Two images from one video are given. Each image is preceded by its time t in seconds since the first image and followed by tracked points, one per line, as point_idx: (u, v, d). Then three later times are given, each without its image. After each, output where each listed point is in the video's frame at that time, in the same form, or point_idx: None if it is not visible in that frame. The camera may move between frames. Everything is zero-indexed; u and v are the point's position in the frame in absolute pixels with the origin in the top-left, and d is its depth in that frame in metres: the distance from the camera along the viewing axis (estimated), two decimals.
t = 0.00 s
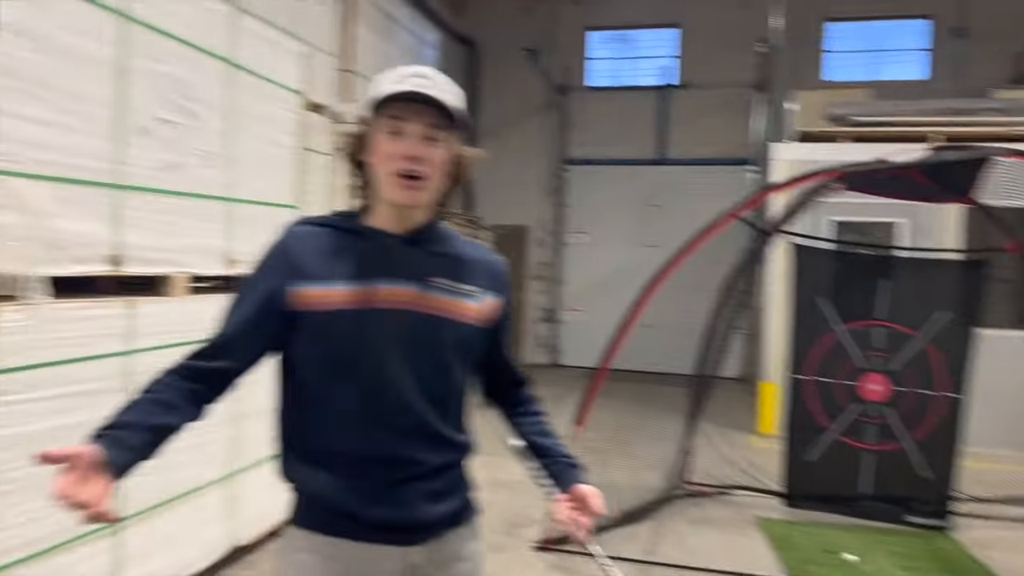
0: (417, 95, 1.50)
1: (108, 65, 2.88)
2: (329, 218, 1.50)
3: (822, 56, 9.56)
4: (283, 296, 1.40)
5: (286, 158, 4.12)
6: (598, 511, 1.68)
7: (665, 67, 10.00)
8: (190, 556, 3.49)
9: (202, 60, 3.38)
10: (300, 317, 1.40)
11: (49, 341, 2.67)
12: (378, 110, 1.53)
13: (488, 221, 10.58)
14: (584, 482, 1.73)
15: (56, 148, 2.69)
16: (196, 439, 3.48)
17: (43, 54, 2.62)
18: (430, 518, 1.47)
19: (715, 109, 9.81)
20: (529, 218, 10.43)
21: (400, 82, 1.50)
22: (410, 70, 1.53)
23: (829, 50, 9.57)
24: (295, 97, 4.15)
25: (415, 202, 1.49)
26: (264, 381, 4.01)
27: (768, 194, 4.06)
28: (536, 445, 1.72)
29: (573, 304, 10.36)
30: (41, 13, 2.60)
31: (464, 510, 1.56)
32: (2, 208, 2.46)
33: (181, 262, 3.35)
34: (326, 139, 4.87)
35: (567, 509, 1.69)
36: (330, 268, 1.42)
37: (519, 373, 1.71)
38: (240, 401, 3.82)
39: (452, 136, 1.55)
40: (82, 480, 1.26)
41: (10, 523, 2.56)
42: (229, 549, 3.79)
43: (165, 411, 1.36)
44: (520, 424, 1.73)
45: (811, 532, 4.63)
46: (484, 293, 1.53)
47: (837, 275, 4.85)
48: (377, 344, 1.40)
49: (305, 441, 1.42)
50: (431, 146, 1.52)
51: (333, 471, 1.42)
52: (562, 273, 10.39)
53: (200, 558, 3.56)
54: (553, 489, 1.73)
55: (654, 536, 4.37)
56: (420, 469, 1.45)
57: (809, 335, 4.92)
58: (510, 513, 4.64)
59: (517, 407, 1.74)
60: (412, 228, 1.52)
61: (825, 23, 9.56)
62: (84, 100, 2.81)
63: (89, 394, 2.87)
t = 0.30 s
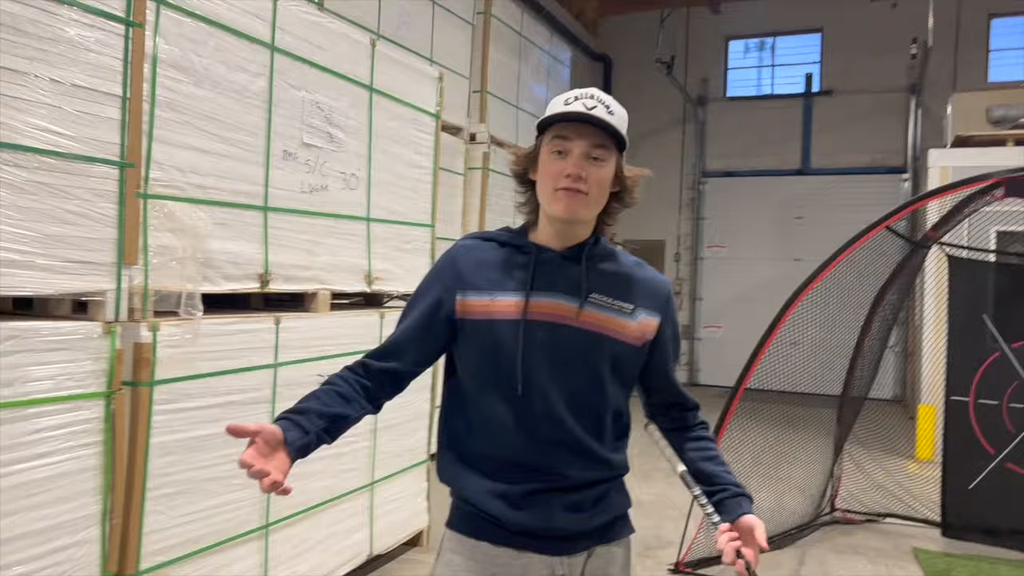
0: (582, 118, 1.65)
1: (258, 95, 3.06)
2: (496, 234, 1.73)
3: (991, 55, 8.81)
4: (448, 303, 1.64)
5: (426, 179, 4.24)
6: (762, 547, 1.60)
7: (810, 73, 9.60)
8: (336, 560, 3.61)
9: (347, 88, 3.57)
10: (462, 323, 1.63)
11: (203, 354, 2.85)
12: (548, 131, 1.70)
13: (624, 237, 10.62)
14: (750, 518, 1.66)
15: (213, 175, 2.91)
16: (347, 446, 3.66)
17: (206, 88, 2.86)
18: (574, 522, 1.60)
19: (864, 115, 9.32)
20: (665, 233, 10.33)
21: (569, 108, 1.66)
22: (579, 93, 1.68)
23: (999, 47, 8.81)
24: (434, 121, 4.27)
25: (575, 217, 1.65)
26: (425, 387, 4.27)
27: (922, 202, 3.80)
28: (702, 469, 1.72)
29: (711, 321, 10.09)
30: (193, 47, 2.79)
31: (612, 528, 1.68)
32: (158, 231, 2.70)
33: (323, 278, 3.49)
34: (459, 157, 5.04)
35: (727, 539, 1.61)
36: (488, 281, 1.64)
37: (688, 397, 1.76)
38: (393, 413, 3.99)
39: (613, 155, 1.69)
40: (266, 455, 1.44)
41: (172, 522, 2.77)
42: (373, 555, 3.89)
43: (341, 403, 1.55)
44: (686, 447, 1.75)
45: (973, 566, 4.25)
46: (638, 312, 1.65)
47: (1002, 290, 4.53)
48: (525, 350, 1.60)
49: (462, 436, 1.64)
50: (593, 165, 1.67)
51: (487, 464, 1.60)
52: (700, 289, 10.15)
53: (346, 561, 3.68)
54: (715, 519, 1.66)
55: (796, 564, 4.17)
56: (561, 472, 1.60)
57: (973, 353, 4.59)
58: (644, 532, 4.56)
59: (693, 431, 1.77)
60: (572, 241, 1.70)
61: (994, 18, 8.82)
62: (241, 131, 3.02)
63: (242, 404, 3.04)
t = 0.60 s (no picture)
0: (617, 124, 1.63)
1: (296, 111, 3.11)
2: (532, 241, 1.70)
3: None
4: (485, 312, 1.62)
5: (466, 190, 4.26)
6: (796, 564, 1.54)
7: (860, 72, 9.39)
8: (382, 570, 3.64)
9: (385, 102, 3.61)
10: (499, 332, 1.62)
11: (245, 367, 2.91)
12: (583, 138, 1.68)
13: (671, 242, 10.56)
14: (789, 533, 1.61)
15: (253, 192, 2.97)
16: (392, 457, 3.69)
17: (245, 107, 2.92)
18: (614, 532, 1.58)
19: (916, 113, 9.07)
20: (713, 238, 10.24)
21: (602, 115, 1.64)
22: (613, 100, 1.66)
23: None
24: (473, 132, 4.29)
25: (610, 226, 1.63)
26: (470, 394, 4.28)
27: (980, 197, 3.63)
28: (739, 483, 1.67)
29: (763, 327, 9.91)
30: (230, 67, 2.86)
31: (651, 538, 1.64)
32: (200, 246, 2.76)
33: (364, 291, 3.51)
34: (501, 167, 5.07)
35: (761, 554, 1.57)
36: (524, 290, 1.61)
37: (729, 406, 1.71)
38: (437, 423, 4.01)
39: (648, 162, 1.67)
40: (312, 471, 1.46)
41: (217, 532, 2.82)
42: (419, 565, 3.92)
43: (384, 415, 1.56)
44: (727, 460, 1.70)
45: None
46: (677, 319, 1.61)
47: None
48: (563, 359, 1.57)
49: (501, 444, 1.62)
50: (629, 172, 1.64)
51: (525, 474, 1.59)
52: (751, 294, 10.00)
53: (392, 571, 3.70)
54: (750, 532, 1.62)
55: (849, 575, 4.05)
56: (600, 481, 1.57)
57: None
58: (693, 541, 4.49)
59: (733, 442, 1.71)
60: (609, 250, 1.68)
61: None
62: (281, 147, 3.08)
63: (285, 416, 3.09)
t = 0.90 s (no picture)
0: (595, 141, 1.59)
1: (297, 136, 3.13)
2: (523, 262, 1.65)
3: None
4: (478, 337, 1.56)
5: (469, 212, 4.28)
6: None
7: (864, 88, 9.40)
8: None
9: (386, 125, 3.63)
10: (494, 357, 1.55)
11: (247, 391, 2.92)
12: (562, 158, 1.64)
13: (678, 260, 10.55)
14: None
15: (254, 216, 2.99)
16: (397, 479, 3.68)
17: (247, 133, 2.95)
18: (614, 555, 1.53)
19: (921, 128, 9.05)
20: (720, 256, 10.23)
21: (580, 133, 1.60)
22: (589, 117, 1.62)
23: None
24: (475, 153, 4.31)
25: (599, 244, 1.59)
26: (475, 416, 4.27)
27: (989, 209, 3.56)
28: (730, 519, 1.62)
29: (772, 344, 9.86)
30: (230, 93, 2.89)
31: (647, 559, 1.59)
32: (201, 271, 2.78)
33: (367, 313, 3.52)
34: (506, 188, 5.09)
35: None
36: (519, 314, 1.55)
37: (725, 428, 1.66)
38: (442, 445, 4.00)
39: (630, 174, 1.63)
40: (364, 561, 1.34)
41: (221, 557, 2.82)
42: None
43: (400, 465, 1.47)
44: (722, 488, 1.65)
45: None
46: (672, 338, 1.58)
47: None
48: (561, 383, 1.52)
49: (495, 472, 1.56)
50: (613, 187, 1.60)
51: (524, 500, 1.53)
52: (759, 311, 9.95)
53: None
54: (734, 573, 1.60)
55: None
56: (601, 506, 1.52)
57: None
58: (700, 561, 4.46)
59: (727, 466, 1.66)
60: (600, 269, 1.64)
61: None
62: (281, 171, 3.10)
63: (288, 439, 3.09)
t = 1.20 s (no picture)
0: (546, 139, 1.39)
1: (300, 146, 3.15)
2: (482, 271, 1.40)
3: None
4: (449, 353, 1.31)
5: (472, 221, 4.28)
6: None
7: (869, 97, 9.39)
8: None
9: (389, 135, 3.64)
10: (467, 375, 1.30)
11: (250, 401, 2.92)
12: (510, 161, 1.43)
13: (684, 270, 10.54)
14: None
15: (257, 226, 3.00)
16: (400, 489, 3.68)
17: (250, 143, 2.96)
18: None
19: (927, 136, 9.04)
20: (726, 265, 10.22)
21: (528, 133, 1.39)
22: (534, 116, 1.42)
23: None
24: (478, 163, 4.32)
25: (565, 247, 1.39)
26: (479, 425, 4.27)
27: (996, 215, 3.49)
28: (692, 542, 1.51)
29: (779, 353, 9.83)
30: (234, 104, 2.90)
31: None
32: (204, 281, 2.79)
33: (370, 323, 3.53)
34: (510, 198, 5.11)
35: None
36: (494, 321, 1.32)
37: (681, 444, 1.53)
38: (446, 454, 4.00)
39: (587, 170, 1.43)
40: None
41: (224, 567, 2.81)
42: None
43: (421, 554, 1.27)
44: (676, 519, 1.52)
45: None
46: (640, 339, 1.43)
47: None
48: (548, 395, 1.30)
49: (473, 507, 1.30)
50: (572, 185, 1.40)
51: (513, 535, 1.28)
52: (765, 320, 9.93)
53: None
54: None
55: None
56: (597, 532, 1.31)
57: None
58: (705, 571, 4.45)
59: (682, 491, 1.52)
60: (566, 274, 1.43)
61: None
62: (285, 182, 3.12)
63: (291, 449, 3.09)
